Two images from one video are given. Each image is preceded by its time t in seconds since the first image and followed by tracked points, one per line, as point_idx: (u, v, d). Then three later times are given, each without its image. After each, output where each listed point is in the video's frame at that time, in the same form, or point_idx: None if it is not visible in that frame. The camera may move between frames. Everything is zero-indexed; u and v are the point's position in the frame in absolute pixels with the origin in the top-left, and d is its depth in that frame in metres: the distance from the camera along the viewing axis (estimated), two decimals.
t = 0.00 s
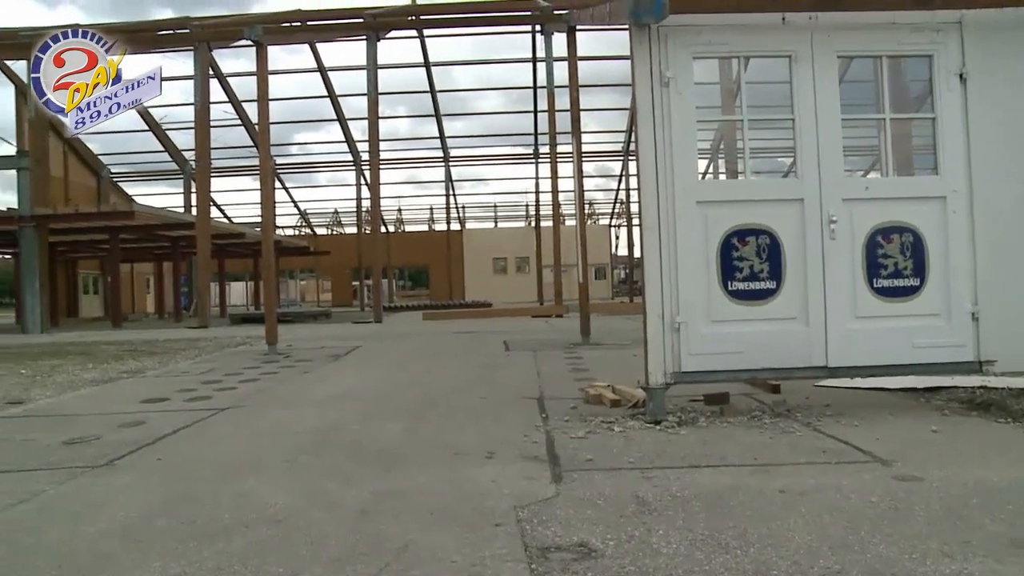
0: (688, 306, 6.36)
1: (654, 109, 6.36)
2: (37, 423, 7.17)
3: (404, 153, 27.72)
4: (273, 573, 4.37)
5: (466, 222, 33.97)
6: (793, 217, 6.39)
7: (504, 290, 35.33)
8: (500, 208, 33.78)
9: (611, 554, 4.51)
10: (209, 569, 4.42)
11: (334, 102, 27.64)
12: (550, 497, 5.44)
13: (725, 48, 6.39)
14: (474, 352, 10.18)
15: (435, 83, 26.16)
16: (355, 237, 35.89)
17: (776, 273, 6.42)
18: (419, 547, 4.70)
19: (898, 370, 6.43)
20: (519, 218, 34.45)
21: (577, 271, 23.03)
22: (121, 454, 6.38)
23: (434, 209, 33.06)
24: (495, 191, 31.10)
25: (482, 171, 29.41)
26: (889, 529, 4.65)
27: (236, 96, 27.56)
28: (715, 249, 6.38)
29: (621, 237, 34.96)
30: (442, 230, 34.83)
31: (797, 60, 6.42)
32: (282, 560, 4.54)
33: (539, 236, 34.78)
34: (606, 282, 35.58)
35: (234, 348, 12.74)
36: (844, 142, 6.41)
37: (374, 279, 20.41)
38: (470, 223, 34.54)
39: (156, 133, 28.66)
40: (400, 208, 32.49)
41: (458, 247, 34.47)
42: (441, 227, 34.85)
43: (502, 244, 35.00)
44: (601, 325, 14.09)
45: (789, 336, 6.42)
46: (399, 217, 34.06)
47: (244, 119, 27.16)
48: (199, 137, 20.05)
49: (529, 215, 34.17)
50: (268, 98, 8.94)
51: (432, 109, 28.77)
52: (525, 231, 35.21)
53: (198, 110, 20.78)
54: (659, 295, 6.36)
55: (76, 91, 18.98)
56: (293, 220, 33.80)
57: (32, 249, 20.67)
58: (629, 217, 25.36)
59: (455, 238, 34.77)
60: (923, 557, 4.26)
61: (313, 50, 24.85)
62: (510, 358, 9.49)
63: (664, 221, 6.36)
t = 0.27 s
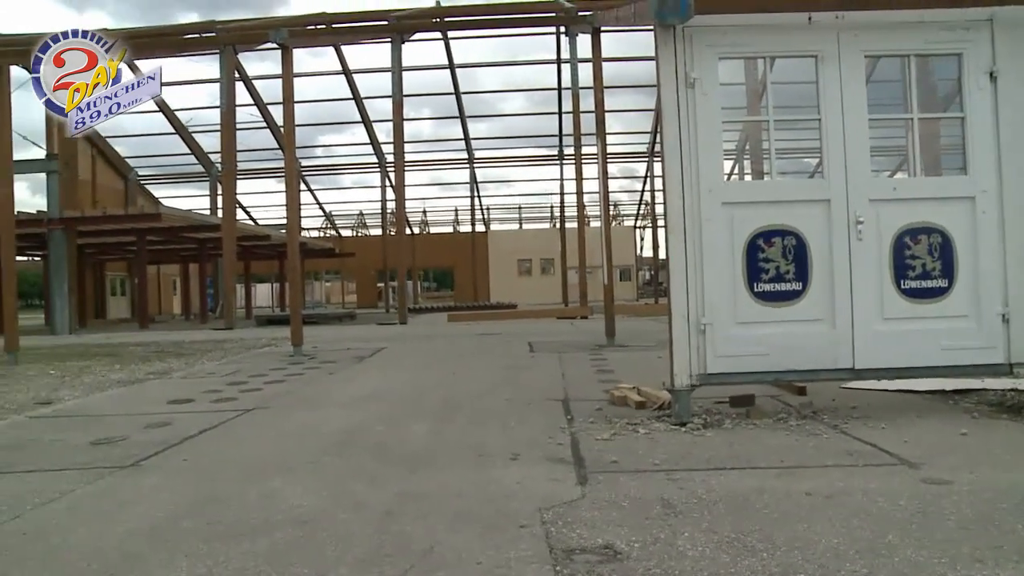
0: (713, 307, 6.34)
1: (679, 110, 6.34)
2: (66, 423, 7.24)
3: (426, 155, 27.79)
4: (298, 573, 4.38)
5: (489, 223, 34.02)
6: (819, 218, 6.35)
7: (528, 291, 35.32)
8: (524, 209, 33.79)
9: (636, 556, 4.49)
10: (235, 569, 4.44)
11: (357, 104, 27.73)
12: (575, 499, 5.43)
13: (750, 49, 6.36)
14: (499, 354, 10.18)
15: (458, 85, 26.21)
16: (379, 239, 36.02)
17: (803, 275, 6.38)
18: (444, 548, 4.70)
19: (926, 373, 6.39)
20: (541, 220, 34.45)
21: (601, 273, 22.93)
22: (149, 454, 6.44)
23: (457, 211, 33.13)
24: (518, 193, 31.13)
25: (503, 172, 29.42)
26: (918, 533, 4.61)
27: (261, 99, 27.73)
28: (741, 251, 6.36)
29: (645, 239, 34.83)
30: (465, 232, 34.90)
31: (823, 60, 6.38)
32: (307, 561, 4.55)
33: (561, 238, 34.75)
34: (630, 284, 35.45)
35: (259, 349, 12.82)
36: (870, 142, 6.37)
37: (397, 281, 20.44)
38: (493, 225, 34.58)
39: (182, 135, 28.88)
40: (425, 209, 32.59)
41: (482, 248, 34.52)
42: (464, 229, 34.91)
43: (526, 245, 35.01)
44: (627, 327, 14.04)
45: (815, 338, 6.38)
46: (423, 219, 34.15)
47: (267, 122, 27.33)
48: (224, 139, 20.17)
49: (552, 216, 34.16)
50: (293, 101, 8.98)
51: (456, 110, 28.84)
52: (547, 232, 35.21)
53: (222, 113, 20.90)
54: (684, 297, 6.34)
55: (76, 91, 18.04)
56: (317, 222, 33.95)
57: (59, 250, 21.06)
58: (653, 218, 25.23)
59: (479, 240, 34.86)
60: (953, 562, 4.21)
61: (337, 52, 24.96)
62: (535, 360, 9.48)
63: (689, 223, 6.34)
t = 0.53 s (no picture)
0: (730, 310, 6.33)
1: (695, 110, 6.33)
2: (84, 424, 7.29)
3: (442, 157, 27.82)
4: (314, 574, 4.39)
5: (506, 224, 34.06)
6: (836, 219, 6.33)
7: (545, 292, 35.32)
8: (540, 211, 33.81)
9: (653, 557, 4.48)
10: (252, 569, 4.45)
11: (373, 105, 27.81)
12: (592, 501, 5.42)
13: (767, 49, 6.35)
14: (515, 355, 10.18)
15: (475, 86, 26.23)
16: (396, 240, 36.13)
17: (820, 276, 6.36)
18: (460, 550, 4.70)
19: (945, 374, 6.35)
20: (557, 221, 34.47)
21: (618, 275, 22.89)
22: (166, 455, 6.47)
23: (474, 212, 33.17)
24: (535, 194, 31.14)
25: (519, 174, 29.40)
26: (937, 536, 4.58)
27: (279, 101, 27.82)
28: (758, 252, 6.34)
29: (660, 241, 34.75)
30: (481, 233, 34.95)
31: (840, 60, 6.36)
32: (323, 561, 4.56)
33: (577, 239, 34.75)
34: (646, 285, 35.40)
35: (275, 351, 12.87)
36: (888, 142, 6.34)
37: (413, 282, 20.47)
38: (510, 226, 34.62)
39: (198, 138, 29.04)
40: (441, 211, 32.66)
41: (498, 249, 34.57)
42: (481, 230, 34.96)
43: (543, 246, 35.02)
44: (644, 328, 14.01)
45: (833, 340, 6.35)
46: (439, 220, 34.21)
47: (283, 124, 27.40)
48: (242, 141, 20.23)
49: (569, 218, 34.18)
50: (309, 103, 9.00)
51: (473, 112, 28.89)
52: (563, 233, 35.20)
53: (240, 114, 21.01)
54: (700, 298, 6.34)
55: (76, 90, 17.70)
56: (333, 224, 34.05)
57: (78, 252, 21.27)
58: (670, 219, 25.20)
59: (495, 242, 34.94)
60: (972, 565, 4.18)
61: (353, 54, 25.04)
62: (550, 361, 9.48)
63: (705, 225, 6.33)
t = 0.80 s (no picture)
0: (745, 310, 6.31)
1: (710, 110, 6.32)
2: (101, 425, 7.34)
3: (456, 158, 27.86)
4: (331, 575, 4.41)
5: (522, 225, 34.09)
6: (852, 219, 6.30)
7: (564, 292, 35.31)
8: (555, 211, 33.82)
9: (669, 559, 4.47)
10: (269, 570, 4.46)
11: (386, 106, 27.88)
12: (607, 502, 5.41)
13: (781, 48, 6.32)
14: (529, 356, 10.18)
15: (489, 87, 26.27)
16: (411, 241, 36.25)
17: (836, 277, 6.33)
18: (476, 551, 4.70)
19: (963, 375, 6.31)
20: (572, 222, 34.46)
21: (633, 275, 22.86)
22: (183, 456, 6.50)
23: (489, 213, 33.21)
24: (549, 194, 31.15)
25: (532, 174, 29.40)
26: (955, 538, 4.55)
27: (294, 103, 27.93)
28: (773, 252, 6.32)
29: (675, 241, 34.68)
30: (495, 234, 34.99)
31: (856, 59, 6.32)
32: (340, 562, 4.57)
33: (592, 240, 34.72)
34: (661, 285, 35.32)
35: (290, 352, 12.92)
36: (904, 142, 6.31)
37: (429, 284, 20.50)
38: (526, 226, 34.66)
39: (213, 140, 29.20)
40: (456, 212, 32.73)
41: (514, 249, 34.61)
42: (496, 231, 35.02)
43: (560, 247, 35.02)
44: (659, 329, 13.99)
45: (849, 341, 6.32)
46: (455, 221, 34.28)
47: (297, 125, 27.49)
48: (257, 143, 20.31)
49: (584, 218, 34.17)
50: (323, 104, 9.03)
51: (487, 113, 28.93)
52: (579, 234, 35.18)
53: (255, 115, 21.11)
54: (715, 299, 6.32)
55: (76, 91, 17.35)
56: (350, 225, 34.17)
57: (95, 254, 21.38)
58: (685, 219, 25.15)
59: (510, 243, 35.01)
60: (991, 568, 4.16)
61: (368, 56, 25.11)
62: (565, 362, 9.47)
63: (720, 225, 6.31)
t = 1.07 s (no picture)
0: (761, 310, 6.29)
1: (725, 109, 6.30)
2: (119, 426, 7.38)
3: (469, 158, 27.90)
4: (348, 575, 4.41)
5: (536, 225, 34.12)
6: (869, 217, 6.27)
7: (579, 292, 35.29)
8: (569, 211, 33.83)
9: (686, 559, 4.46)
10: (286, 571, 4.47)
11: (399, 107, 27.94)
12: (624, 502, 5.40)
13: (796, 46, 6.30)
14: (545, 356, 10.18)
15: (503, 87, 26.32)
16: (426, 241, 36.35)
17: (853, 275, 6.30)
18: (493, 551, 4.70)
19: (981, 373, 6.28)
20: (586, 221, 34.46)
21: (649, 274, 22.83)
22: (200, 457, 6.53)
23: (504, 213, 33.26)
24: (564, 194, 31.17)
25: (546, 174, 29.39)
26: (976, 538, 4.52)
27: (308, 105, 28.04)
28: (789, 251, 6.30)
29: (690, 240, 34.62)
30: (510, 234, 35.04)
31: (872, 56, 6.30)
32: (357, 563, 4.58)
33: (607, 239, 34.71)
34: (677, 284, 35.26)
35: (306, 353, 12.96)
36: (921, 139, 6.28)
37: (445, 284, 20.52)
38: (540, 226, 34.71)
39: (228, 142, 29.34)
40: (470, 212, 32.80)
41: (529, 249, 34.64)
42: (510, 231, 35.07)
43: (575, 247, 35.02)
44: (676, 329, 13.96)
45: (866, 339, 6.29)
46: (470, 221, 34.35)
47: (311, 126, 27.58)
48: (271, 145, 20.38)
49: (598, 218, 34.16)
50: (338, 106, 9.05)
51: (502, 113, 28.98)
52: (594, 234, 35.17)
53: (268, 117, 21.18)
54: (731, 298, 6.30)
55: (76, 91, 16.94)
56: (365, 226, 34.30)
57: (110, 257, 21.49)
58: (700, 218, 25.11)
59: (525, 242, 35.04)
60: (1012, 567, 4.13)
61: (381, 57, 25.17)
62: (581, 362, 9.47)
63: (735, 224, 6.29)
